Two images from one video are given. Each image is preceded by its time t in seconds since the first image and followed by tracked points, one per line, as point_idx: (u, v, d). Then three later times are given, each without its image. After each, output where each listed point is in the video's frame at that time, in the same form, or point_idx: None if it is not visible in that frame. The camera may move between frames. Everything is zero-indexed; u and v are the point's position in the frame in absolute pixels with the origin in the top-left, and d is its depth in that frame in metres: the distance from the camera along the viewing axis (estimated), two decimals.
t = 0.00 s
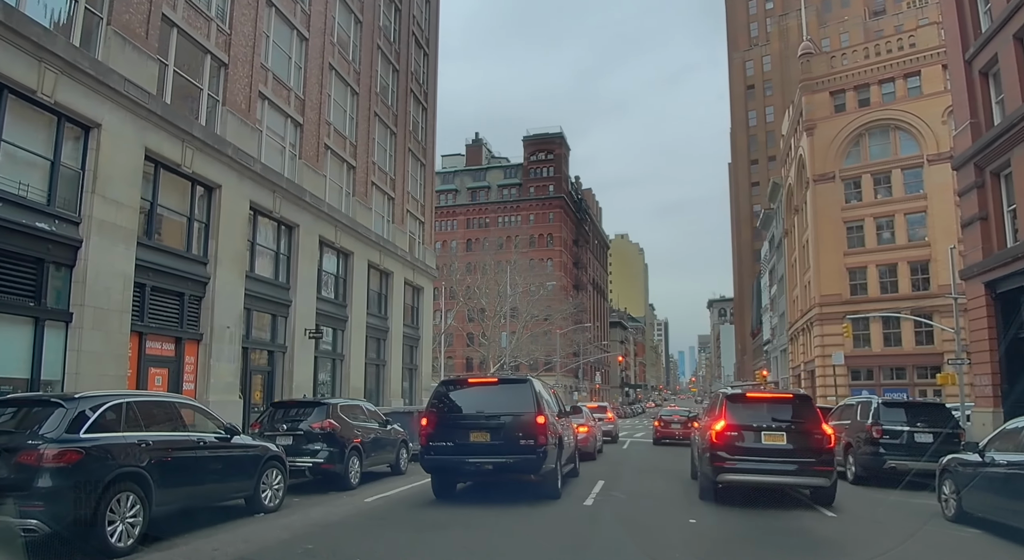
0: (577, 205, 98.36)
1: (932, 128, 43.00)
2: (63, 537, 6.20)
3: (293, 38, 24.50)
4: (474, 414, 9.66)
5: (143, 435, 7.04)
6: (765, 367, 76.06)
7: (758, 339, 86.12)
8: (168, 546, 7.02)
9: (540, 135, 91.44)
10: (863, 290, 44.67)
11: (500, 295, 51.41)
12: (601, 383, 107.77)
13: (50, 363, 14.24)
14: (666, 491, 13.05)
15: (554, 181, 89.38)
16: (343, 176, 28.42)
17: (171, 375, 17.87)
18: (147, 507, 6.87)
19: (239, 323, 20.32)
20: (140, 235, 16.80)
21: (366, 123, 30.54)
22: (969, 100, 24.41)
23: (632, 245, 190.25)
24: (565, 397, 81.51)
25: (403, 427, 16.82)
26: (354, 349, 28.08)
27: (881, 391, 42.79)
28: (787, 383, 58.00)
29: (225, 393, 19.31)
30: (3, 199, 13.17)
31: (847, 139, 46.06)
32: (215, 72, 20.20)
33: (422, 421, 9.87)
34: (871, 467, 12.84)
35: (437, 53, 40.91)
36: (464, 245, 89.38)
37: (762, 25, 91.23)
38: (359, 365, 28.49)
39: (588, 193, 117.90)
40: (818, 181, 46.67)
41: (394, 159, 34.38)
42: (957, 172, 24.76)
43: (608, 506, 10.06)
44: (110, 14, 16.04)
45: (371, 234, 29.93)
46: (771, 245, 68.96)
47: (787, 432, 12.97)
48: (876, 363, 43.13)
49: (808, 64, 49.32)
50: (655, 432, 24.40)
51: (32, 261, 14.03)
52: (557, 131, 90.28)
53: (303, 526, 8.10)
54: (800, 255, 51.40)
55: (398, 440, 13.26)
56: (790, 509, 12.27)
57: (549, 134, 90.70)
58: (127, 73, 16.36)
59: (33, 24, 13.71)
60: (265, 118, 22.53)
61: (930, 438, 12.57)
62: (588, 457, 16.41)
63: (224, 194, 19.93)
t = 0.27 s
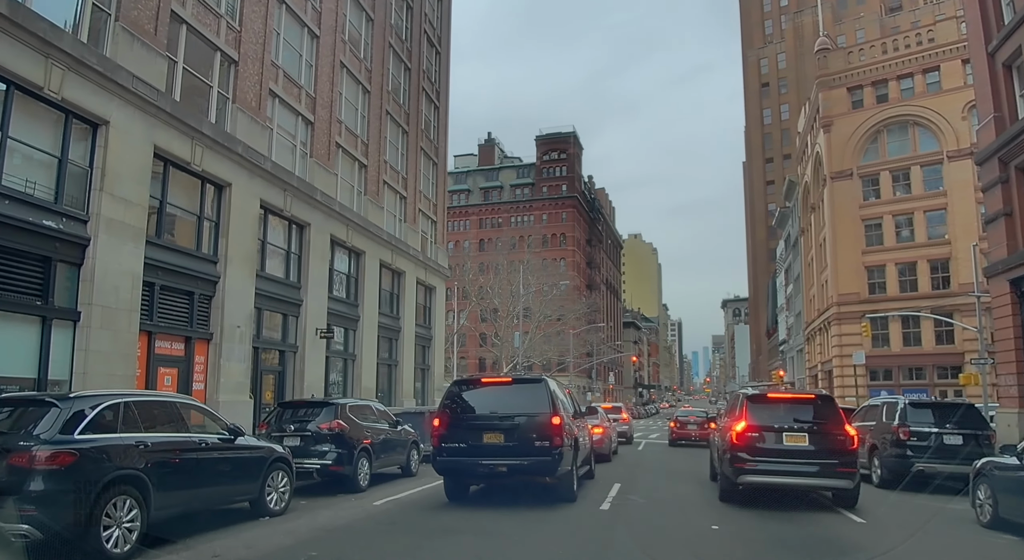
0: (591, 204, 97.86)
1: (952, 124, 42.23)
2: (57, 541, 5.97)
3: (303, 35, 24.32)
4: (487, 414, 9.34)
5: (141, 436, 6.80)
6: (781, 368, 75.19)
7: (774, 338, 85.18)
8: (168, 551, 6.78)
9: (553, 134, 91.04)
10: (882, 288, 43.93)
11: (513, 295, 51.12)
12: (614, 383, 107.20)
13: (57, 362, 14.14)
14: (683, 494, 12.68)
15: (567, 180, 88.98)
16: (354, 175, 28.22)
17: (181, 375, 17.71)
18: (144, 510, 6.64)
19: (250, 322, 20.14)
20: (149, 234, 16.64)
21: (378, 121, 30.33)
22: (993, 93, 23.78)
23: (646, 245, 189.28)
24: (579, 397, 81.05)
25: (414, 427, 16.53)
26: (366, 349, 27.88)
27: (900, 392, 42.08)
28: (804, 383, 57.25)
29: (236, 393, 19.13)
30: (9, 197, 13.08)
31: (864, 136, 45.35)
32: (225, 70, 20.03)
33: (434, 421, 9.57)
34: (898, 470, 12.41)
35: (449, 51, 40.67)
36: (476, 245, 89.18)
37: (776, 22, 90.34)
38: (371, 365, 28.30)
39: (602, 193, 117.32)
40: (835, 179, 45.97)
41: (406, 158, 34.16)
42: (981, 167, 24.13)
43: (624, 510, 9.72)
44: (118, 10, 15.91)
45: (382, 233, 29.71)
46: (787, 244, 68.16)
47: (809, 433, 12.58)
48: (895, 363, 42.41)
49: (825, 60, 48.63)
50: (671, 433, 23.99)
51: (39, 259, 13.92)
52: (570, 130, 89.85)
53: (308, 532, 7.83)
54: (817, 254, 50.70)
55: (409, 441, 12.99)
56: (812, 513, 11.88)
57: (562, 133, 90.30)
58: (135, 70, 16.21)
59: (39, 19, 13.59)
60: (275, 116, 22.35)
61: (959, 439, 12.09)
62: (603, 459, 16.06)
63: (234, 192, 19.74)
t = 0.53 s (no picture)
0: (603, 203, 97.33)
1: (971, 120, 41.47)
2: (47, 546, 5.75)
3: (314, 33, 24.12)
4: (500, 415, 9.04)
5: (137, 437, 6.59)
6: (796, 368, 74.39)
7: (789, 338, 84.32)
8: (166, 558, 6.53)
9: (565, 133, 90.60)
10: (900, 287, 43.20)
11: (525, 295, 50.78)
12: (626, 384, 106.63)
13: (65, 362, 14.00)
14: (702, 497, 12.31)
15: (579, 179, 88.59)
16: (365, 174, 28.02)
17: (190, 374, 17.53)
18: (141, 513, 6.44)
19: (259, 321, 19.94)
20: (157, 232, 16.47)
21: (389, 119, 30.11)
22: (1017, 86, 23.14)
23: (659, 245, 188.35)
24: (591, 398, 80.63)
25: (425, 428, 16.26)
26: (377, 349, 27.67)
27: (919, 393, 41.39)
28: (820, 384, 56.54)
29: (245, 393, 18.94)
30: (15, 194, 12.97)
31: (882, 132, 44.65)
32: (235, 67, 19.86)
33: (445, 422, 9.27)
34: (924, 473, 11.99)
35: (460, 50, 40.43)
36: (488, 245, 88.95)
37: (791, 19, 89.49)
38: (382, 365, 28.09)
39: (614, 192, 116.78)
40: (852, 176, 45.27)
41: (417, 156, 33.93)
42: (1005, 163, 23.50)
43: (640, 515, 9.37)
44: (126, 6, 15.78)
45: (393, 232, 29.48)
46: (802, 243, 67.38)
47: (832, 434, 12.19)
48: (914, 363, 41.70)
49: (842, 56, 47.92)
50: (686, 434, 23.58)
51: (45, 257, 13.79)
52: (582, 129, 89.40)
53: (313, 538, 7.56)
54: (834, 252, 50.01)
55: (419, 442, 12.71)
56: (834, 517, 11.48)
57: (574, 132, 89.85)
58: (143, 66, 16.07)
59: (45, 15, 13.48)
60: (285, 114, 22.16)
61: (988, 441, 11.63)
62: (618, 461, 15.70)
63: (243, 191, 19.55)
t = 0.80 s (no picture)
0: (614, 202, 96.83)
1: (989, 116, 40.76)
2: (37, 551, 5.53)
3: (323, 29, 23.92)
4: (511, 415, 8.74)
5: (133, 438, 6.36)
6: (810, 368, 73.66)
7: (802, 338, 83.50)
8: None
9: (576, 132, 90.15)
10: (917, 286, 42.50)
11: (536, 294, 50.42)
12: (637, 384, 106.06)
13: (69, 360, 13.85)
14: (719, 500, 11.94)
15: (590, 178, 88.14)
16: (375, 172, 27.78)
17: (198, 373, 17.34)
18: (136, 516, 6.23)
19: (268, 319, 19.75)
20: (164, 229, 16.31)
21: (399, 117, 29.90)
22: None
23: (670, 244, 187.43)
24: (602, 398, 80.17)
25: (434, 428, 15.99)
26: (387, 348, 27.46)
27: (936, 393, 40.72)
28: (834, 384, 55.86)
29: (253, 393, 18.74)
30: (19, 190, 12.83)
31: (898, 129, 43.96)
32: (243, 64, 19.67)
33: (454, 422, 8.98)
34: (951, 475, 11.64)
35: (470, 48, 40.18)
36: (499, 244, 88.67)
37: (803, 17, 88.64)
38: (391, 365, 27.87)
39: (625, 192, 116.20)
40: (867, 173, 44.58)
41: (427, 154, 33.68)
42: None
43: (657, 519, 9.02)
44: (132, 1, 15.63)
45: (403, 230, 29.24)
46: (816, 242, 66.65)
47: (853, 434, 11.85)
48: (931, 363, 40.99)
49: (857, 51, 47.23)
50: (700, 435, 23.17)
51: (50, 255, 13.64)
52: (593, 127, 88.93)
53: (317, 543, 7.27)
54: (849, 251, 49.33)
55: (428, 442, 12.43)
56: (856, 522, 11.09)
57: (585, 131, 89.37)
58: (150, 62, 15.91)
59: (49, 9, 13.35)
60: (294, 110, 21.95)
61: (1017, 443, 11.21)
62: (632, 462, 15.36)
63: (251, 188, 19.36)
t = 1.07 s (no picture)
0: (623, 202, 96.37)
1: (1005, 112, 40.16)
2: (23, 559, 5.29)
3: (330, 25, 23.70)
4: (520, 416, 8.44)
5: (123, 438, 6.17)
6: (822, 369, 72.99)
7: (813, 338, 82.77)
8: None
9: (585, 131, 89.70)
10: (932, 285, 41.88)
11: (544, 294, 50.11)
12: (647, 384, 105.56)
13: (71, 359, 13.69)
14: (734, 504, 11.59)
15: (599, 178, 87.79)
16: (382, 170, 27.54)
17: (202, 372, 17.12)
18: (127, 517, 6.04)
19: (274, 318, 19.54)
20: (168, 227, 16.12)
21: (407, 115, 29.66)
22: None
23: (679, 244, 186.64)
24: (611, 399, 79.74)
25: (441, 429, 15.72)
26: (394, 347, 27.24)
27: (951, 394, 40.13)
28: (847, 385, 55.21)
29: (259, 392, 18.52)
30: (20, 186, 12.66)
31: (912, 126, 43.33)
32: (249, 60, 19.47)
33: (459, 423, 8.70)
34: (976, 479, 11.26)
35: (478, 45, 39.90)
36: (508, 244, 88.38)
37: (814, 14, 87.89)
38: (399, 365, 27.64)
39: (635, 191, 115.69)
40: (881, 171, 43.91)
41: (435, 152, 33.42)
42: None
43: (672, 524, 8.69)
44: None
45: (411, 229, 29.00)
46: (827, 241, 65.99)
47: (871, 435, 11.56)
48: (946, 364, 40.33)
49: (871, 47, 46.49)
50: (712, 436, 22.79)
51: (52, 251, 13.46)
52: (602, 126, 88.48)
53: (319, 549, 7.00)
54: (862, 250, 48.73)
55: (434, 443, 12.15)
56: (876, 525, 10.72)
57: (594, 130, 88.94)
58: (154, 57, 15.74)
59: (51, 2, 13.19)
60: (301, 107, 21.74)
61: None
62: (643, 464, 15.04)
63: (257, 185, 19.15)
